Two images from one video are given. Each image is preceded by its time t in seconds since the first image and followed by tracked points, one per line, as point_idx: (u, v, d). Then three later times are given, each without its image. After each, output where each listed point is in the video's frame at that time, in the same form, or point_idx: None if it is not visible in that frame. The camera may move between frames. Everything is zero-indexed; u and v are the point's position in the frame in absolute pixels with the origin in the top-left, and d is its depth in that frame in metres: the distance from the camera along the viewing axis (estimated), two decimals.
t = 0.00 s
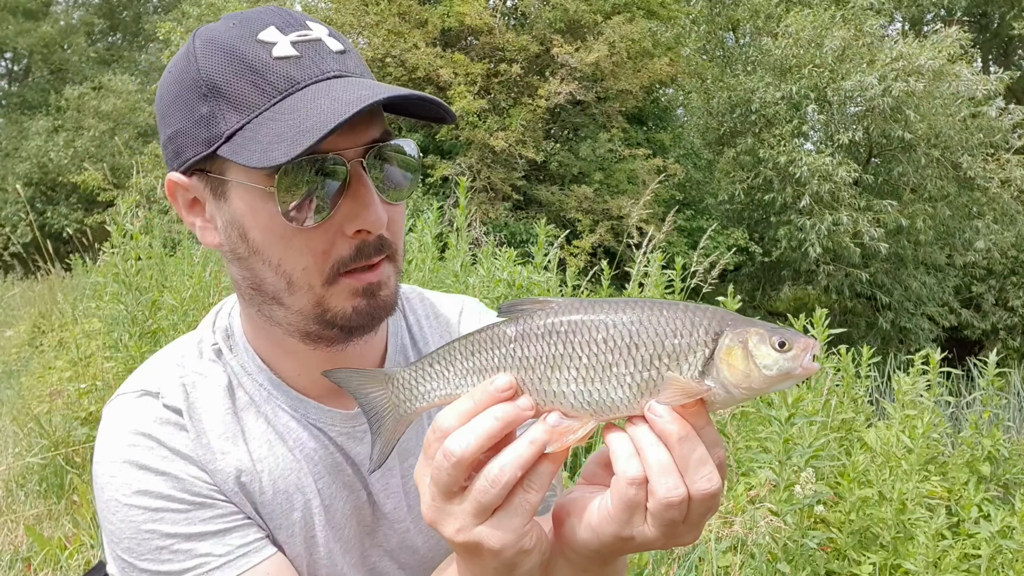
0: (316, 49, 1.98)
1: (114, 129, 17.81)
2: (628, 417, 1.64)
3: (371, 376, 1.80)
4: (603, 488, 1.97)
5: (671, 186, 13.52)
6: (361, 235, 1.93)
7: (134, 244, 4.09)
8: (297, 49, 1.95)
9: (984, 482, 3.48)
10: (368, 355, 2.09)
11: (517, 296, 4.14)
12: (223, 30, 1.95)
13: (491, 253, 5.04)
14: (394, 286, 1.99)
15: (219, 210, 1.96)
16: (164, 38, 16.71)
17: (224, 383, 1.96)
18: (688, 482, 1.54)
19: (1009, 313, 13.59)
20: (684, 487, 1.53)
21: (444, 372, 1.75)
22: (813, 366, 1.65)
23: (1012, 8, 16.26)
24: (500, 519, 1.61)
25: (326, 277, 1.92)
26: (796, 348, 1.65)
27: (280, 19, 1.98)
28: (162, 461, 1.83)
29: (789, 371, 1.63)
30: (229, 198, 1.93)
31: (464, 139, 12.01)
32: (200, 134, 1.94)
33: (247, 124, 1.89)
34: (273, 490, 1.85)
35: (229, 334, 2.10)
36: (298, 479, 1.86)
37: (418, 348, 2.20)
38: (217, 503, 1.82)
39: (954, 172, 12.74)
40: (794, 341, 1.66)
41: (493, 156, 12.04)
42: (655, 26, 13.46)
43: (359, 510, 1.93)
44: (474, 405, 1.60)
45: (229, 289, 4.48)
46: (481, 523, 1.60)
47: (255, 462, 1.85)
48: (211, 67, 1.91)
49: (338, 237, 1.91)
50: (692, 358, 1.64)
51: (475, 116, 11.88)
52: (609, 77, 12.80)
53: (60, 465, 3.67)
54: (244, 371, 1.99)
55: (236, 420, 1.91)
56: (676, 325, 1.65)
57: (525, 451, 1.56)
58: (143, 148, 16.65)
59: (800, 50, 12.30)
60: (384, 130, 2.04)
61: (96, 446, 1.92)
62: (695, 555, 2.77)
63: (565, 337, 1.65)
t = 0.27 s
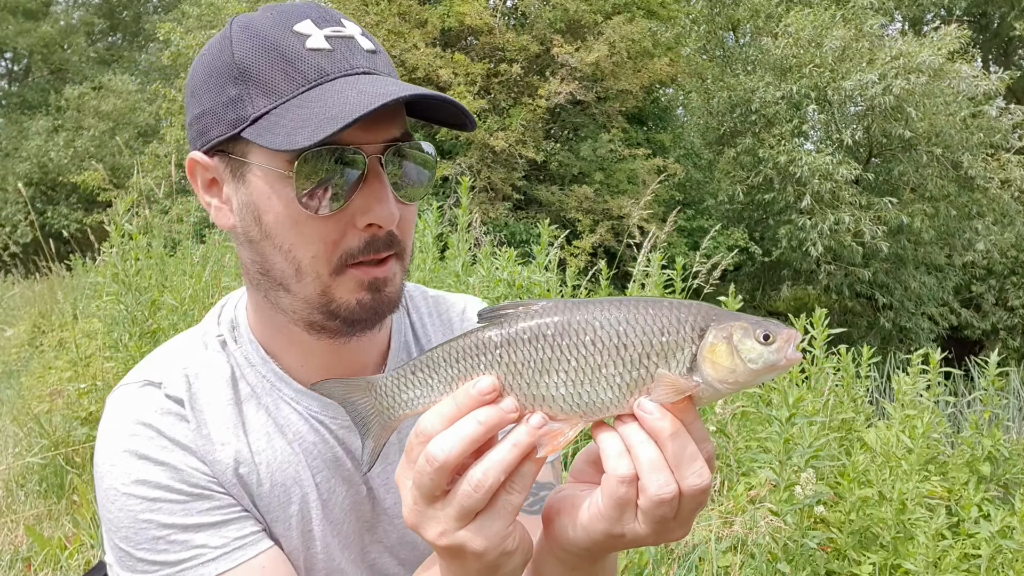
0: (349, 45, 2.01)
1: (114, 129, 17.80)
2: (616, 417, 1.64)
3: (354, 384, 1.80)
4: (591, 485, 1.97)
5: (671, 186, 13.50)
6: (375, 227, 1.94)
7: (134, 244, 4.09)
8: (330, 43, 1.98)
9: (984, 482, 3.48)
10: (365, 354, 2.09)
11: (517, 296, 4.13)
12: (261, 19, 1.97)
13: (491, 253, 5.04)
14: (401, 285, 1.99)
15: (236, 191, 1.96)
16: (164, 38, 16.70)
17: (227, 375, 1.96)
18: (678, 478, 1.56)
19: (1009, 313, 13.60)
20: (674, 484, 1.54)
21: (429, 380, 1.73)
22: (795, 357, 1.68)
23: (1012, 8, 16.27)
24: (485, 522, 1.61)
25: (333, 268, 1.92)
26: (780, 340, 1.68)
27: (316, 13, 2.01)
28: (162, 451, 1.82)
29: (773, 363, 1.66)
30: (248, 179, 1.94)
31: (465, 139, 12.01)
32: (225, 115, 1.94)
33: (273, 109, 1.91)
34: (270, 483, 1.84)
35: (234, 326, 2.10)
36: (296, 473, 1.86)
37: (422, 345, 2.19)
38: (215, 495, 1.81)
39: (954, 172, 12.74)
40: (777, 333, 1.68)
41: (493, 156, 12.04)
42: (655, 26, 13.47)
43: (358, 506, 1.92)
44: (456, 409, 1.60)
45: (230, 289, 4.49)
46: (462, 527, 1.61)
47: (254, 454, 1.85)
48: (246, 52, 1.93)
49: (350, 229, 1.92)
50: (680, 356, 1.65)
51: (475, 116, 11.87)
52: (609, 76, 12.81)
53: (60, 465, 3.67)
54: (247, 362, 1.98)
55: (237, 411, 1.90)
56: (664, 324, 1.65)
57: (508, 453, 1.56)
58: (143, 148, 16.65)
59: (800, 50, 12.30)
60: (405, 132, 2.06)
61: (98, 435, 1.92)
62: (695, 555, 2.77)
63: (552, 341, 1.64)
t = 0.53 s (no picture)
0: (348, 40, 2.03)
1: (115, 129, 17.79)
2: (607, 413, 1.65)
3: (344, 366, 1.77)
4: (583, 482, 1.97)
5: (671, 186, 13.49)
6: (333, 225, 1.94)
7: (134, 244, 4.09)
8: (331, 37, 2.03)
9: (985, 482, 3.47)
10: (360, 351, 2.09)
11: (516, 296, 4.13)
12: (283, 17, 2.09)
13: (491, 254, 5.04)
14: (370, 288, 1.96)
15: (238, 176, 2.05)
16: (164, 37, 16.69)
17: (230, 369, 1.96)
18: (670, 474, 1.57)
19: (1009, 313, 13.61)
20: (667, 481, 1.55)
21: (419, 371, 1.73)
22: (782, 359, 1.73)
23: (1013, 8, 16.27)
24: (472, 515, 1.61)
25: (295, 261, 1.94)
26: (768, 341, 1.73)
27: (331, 13, 2.09)
28: (162, 444, 1.81)
29: (761, 364, 1.70)
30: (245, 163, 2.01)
31: (465, 139, 12.00)
32: (237, 100, 2.04)
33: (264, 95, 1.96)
34: (269, 480, 1.85)
35: (240, 320, 2.10)
36: (295, 469, 1.86)
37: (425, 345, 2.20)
38: (214, 490, 1.81)
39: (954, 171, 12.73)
40: (766, 335, 1.73)
41: (493, 155, 12.03)
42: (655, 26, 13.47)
43: (357, 505, 1.92)
44: (446, 402, 1.59)
45: (230, 289, 4.49)
46: (451, 521, 1.60)
47: (255, 450, 1.85)
48: (259, 45, 2.04)
49: (314, 224, 1.94)
50: (672, 354, 1.67)
51: (475, 116, 11.86)
52: (609, 76, 12.81)
53: (60, 465, 3.67)
54: (250, 357, 1.98)
55: (239, 407, 1.90)
56: (655, 322, 1.67)
57: (497, 448, 1.56)
58: (143, 148, 16.64)
59: (800, 50, 12.29)
60: (395, 134, 2.04)
61: (99, 427, 1.90)
62: (694, 555, 2.77)
63: (545, 337, 1.65)
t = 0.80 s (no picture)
0: (362, 48, 2.02)
1: (114, 129, 17.79)
2: (625, 421, 1.66)
3: (359, 379, 1.77)
4: (598, 489, 1.97)
5: (671, 186, 13.48)
6: (339, 236, 1.93)
7: (134, 244, 4.09)
8: (347, 44, 2.02)
9: (985, 482, 3.46)
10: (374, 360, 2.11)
11: (517, 296, 4.14)
12: (304, 23, 2.09)
13: (491, 253, 5.04)
14: (378, 300, 1.96)
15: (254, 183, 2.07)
16: (164, 37, 16.69)
17: (241, 372, 1.95)
18: (690, 482, 1.57)
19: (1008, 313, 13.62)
20: (687, 489, 1.56)
21: (435, 380, 1.73)
22: (801, 361, 1.74)
23: (1013, 7, 16.28)
24: (489, 525, 1.61)
25: (304, 271, 1.94)
26: (786, 345, 1.73)
27: (350, 20, 2.08)
28: (172, 447, 1.80)
29: (780, 367, 1.71)
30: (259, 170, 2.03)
31: (465, 139, 12.00)
32: (253, 106, 2.05)
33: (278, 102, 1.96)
34: (279, 484, 1.85)
35: (253, 323, 2.09)
36: (305, 475, 1.87)
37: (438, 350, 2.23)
38: (223, 494, 1.81)
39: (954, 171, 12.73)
40: (784, 338, 1.74)
41: (493, 155, 12.04)
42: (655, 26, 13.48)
43: (364, 511, 1.93)
44: (463, 411, 1.59)
45: (231, 289, 4.49)
46: (467, 531, 1.60)
47: (265, 454, 1.86)
48: (278, 53, 2.04)
49: (321, 234, 1.94)
50: (690, 361, 1.67)
51: (475, 116, 11.86)
52: (609, 76, 12.81)
53: (60, 465, 3.67)
54: (262, 361, 1.98)
55: (250, 411, 1.90)
56: (672, 329, 1.67)
57: (513, 457, 1.56)
58: (143, 148, 16.64)
59: (800, 50, 12.29)
60: (407, 145, 2.01)
61: (108, 427, 1.90)
62: (694, 555, 2.77)
63: (562, 346, 1.65)
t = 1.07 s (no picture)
0: (365, 50, 2.03)
1: (115, 130, 17.80)
2: (636, 430, 1.66)
3: (369, 383, 1.78)
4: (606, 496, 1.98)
5: (671, 186, 13.47)
6: (344, 240, 1.94)
7: (135, 244, 4.10)
8: (348, 46, 2.03)
9: (985, 482, 3.46)
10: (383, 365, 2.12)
11: (517, 296, 4.13)
12: (307, 27, 2.11)
13: (491, 254, 5.05)
14: (383, 304, 1.96)
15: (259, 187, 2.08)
16: (164, 37, 16.71)
17: (247, 375, 1.95)
18: (703, 492, 1.58)
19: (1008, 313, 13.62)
20: (699, 499, 1.57)
21: (445, 387, 1.73)
22: (813, 363, 1.74)
23: (1012, 7, 16.29)
24: (496, 534, 1.62)
25: (309, 277, 1.94)
26: (798, 348, 1.74)
27: (353, 23, 2.09)
28: (178, 450, 1.80)
29: (793, 370, 1.72)
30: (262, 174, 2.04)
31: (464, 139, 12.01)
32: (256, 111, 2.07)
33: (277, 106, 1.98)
34: (284, 488, 1.85)
35: (259, 325, 2.09)
36: (310, 479, 1.87)
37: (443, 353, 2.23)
38: (228, 498, 1.81)
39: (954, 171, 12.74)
40: (796, 342, 1.74)
41: (493, 156, 12.05)
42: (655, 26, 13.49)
43: (368, 514, 1.94)
44: (472, 419, 1.60)
45: (231, 289, 4.50)
46: (474, 539, 1.61)
47: (271, 458, 1.86)
48: (282, 56, 2.06)
49: (326, 238, 1.95)
50: (702, 369, 1.68)
51: (475, 116, 11.87)
52: (609, 76, 12.81)
53: (60, 465, 3.68)
54: (268, 363, 1.99)
55: (256, 414, 1.90)
56: (685, 337, 1.68)
57: (521, 466, 1.57)
58: (143, 148, 16.66)
59: (800, 50, 12.30)
60: (412, 147, 2.01)
61: (113, 429, 1.90)
62: (695, 555, 2.78)
63: (573, 355, 1.65)
